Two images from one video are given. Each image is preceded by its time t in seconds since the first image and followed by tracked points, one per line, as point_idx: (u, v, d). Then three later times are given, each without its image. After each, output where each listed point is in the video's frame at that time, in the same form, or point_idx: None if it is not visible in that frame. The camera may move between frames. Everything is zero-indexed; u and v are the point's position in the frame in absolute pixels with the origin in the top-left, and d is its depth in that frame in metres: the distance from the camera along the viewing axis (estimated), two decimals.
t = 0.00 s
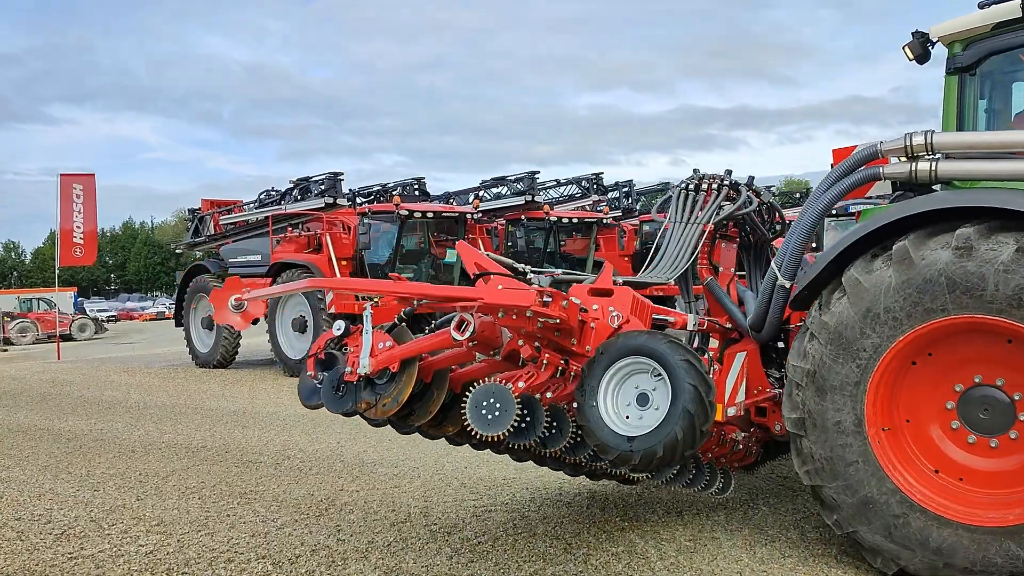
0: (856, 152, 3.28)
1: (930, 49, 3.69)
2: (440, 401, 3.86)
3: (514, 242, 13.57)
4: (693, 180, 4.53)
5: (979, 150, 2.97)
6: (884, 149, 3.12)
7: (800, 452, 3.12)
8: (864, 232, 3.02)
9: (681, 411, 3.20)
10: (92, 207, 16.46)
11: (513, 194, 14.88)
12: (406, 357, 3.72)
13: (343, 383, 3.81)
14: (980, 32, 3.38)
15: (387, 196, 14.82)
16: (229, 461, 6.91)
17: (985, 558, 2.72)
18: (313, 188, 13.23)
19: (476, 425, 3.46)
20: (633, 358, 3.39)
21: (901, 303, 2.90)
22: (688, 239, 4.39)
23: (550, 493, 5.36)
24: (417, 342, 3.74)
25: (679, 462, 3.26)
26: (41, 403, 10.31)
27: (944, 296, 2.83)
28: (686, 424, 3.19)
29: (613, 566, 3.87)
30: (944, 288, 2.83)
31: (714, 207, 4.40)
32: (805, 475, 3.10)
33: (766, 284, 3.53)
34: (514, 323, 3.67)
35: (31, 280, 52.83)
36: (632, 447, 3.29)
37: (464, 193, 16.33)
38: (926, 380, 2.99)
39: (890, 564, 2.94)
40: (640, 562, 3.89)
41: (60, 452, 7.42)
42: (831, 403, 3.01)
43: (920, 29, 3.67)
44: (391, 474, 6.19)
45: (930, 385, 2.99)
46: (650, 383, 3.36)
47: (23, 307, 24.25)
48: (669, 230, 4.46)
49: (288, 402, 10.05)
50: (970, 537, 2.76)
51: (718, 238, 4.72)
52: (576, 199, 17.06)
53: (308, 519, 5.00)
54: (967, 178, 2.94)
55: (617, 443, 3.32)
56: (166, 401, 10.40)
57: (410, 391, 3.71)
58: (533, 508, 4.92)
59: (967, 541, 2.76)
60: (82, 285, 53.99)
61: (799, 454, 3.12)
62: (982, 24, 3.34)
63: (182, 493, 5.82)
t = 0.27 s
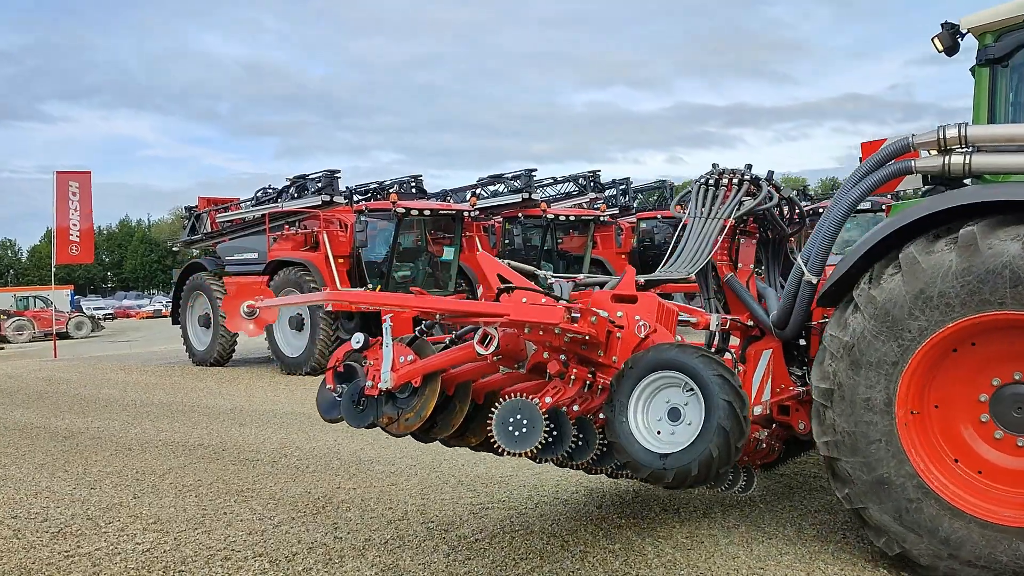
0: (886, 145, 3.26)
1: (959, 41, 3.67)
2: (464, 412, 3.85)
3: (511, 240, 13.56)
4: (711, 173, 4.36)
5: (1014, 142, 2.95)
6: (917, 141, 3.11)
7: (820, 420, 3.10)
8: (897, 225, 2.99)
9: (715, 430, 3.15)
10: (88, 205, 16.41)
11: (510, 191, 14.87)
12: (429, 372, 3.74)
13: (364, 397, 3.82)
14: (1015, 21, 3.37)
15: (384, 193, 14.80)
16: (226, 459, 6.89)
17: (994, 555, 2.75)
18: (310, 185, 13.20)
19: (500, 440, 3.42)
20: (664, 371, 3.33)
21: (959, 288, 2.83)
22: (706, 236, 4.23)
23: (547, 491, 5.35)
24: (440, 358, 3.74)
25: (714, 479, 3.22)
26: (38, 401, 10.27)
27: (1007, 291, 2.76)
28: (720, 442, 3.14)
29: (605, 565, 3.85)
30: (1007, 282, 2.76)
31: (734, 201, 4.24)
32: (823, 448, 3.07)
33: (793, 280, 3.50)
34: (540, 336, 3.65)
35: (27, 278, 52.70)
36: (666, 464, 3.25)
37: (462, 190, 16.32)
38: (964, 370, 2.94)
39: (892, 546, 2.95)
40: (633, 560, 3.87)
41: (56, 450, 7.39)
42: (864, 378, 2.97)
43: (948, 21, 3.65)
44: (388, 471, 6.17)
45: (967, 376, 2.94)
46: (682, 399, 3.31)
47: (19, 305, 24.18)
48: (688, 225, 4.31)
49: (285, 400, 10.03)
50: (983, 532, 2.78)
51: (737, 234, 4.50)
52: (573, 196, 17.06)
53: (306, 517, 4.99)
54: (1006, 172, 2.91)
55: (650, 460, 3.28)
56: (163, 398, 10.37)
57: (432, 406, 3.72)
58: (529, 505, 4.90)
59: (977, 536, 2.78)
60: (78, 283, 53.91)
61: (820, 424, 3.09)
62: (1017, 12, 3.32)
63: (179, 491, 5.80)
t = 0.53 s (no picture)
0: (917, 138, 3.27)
1: (991, 32, 3.76)
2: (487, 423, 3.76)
3: (508, 238, 13.57)
4: (732, 170, 4.51)
5: None
6: (950, 134, 3.11)
7: (848, 388, 3.06)
8: (932, 219, 2.95)
9: (751, 446, 3.01)
10: (84, 203, 16.38)
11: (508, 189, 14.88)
12: (453, 385, 3.66)
13: (387, 410, 3.79)
14: None
15: (381, 190, 14.79)
16: (222, 457, 6.87)
17: (1002, 548, 2.74)
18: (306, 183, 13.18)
19: (529, 455, 3.34)
20: (696, 383, 3.20)
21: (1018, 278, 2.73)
22: (728, 230, 4.35)
23: (544, 488, 5.34)
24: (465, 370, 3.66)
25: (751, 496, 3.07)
26: (33, 399, 10.23)
27: None
28: (756, 459, 3.00)
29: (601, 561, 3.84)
30: None
31: (756, 197, 4.37)
32: (848, 417, 3.05)
33: (819, 277, 3.45)
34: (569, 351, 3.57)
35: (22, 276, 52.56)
36: (700, 481, 3.11)
37: (459, 187, 16.32)
38: (1007, 361, 2.86)
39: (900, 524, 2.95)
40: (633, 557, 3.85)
41: (51, 448, 7.37)
42: (903, 353, 2.92)
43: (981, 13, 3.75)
44: (385, 469, 6.16)
45: (1009, 368, 2.86)
46: (715, 412, 3.18)
47: (15, 303, 24.12)
48: (709, 220, 4.43)
49: (282, 398, 10.00)
50: (993, 524, 2.76)
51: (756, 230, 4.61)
52: (571, 194, 17.07)
53: (303, 515, 4.97)
54: None
55: (683, 475, 3.16)
56: (159, 396, 10.34)
57: (457, 419, 3.65)
58: (527, 502, 4.89)
59: (988, 527, 2.77)
60: (75, 281, 53.83)
61: (849, 391, 3.05)
62: None
63: (175, 489, 5.78)
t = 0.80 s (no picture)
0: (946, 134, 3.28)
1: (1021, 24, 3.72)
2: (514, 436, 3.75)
3: (504, 237, 13.68)
4: (753, 165, 4.58)
5: None
6: (986, 127, 3.13)
7: (885, 357, 3.06)
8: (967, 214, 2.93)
9: (790, 465, 2.94)
10: (81, 203, 16.53)
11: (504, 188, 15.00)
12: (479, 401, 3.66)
13: (410, 425, 3.79)
14: None
15: (378, 190, 14.92)
16: (217, 456, 7.03)
17: (1010, 536, 2.78)
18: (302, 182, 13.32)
19: (557, 474, 3.27)
20: (730, 400, 3.13)
21: None
22: (749, 224, 4.38)
23: (536, 486, 5.50)
24: (491, 386, 3.66)
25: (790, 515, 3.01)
26: (30, 400, 10.37)
27: None
28: (796, 478, 2.93)
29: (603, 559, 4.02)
30: None
31: (777, 191, 4.38)
32: (880, 386, 3.05)
33: (846, 274, 3.45)
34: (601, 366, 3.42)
35: (19, 275, 52.68)
36: (737, 499, 3.04)
37: (455, 187, 16.46)
38: None
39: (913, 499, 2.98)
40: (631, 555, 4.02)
41: (48, 447, 7.53)
42: (948, 331, 2.89)
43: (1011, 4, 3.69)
44: (378, 468, 6.32)
45: None
46: (751, 429, 3.10)
47: (12, 303, 24.29)
48: (730, 215, 4.48)
49: (277, 398, 10.15)
50: (1006, 512, 2.79)
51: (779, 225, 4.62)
52: (566, 193, 17.21)
53: (297, 514, 5.14)
54: None
55: (718, 493, 3.09)
56: (155, 397, 10.49)
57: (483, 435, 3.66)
58: (520, 501, 5.05)
59: (1001, 514, 2.80)
60: (72, 280, 53.98)
61: (886, 361, 3.05)
62: None
63: (170, 488, 5.95)
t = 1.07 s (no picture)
0: (980, 128, 3.21)
1: None
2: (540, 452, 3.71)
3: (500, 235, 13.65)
4: (774, 159, 4.36)
5: None
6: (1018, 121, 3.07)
7: (928, 325, 3.01)
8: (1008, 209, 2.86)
9: (831, 487, 2.84)
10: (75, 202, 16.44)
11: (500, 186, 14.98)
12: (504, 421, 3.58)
13: (434, 443, 3.72)
14: None
15: (374, 188, 14.88)
16: (214, 456, 6.97)
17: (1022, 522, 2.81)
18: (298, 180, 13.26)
19: (593, 500, 3.16)
20: (766, 418, 3.04)
21: None
22: (771, 220, 4.19)
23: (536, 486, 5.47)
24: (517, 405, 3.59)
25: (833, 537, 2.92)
26: (26, 399, 10.30)
27: None
28: (836, 500, 2.83)
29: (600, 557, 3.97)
30: None
31: (801, 187, 4.20)
32: (918, 352, 3.01)
33: (879, 271, 3.38)
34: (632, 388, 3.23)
35: (13, 273, 52.52)
36: (777, 521, 2.95)
37: (451, 185, 16.43)
38: None
39: (926, 468, 2.97)
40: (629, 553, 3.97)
41: (43, 447, 7.47)
42: (1003, 309, 2.81)
43: None
44: (375, 467, 6.27)
45: None
46: (789, 448, 3.02)
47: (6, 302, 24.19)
48: (752, 211, 4.28)
49: (275, 397, 10.10)
50: None
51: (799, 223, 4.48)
52: (563, 191, 17.19)
53: (294, 513, 5.09)
54: None
55: (757, 514, 3.00)
56: (152, 396, 10.43)
57: (510, 455, 3.60)
58: (517, 501, 5.01)
59: (1017, 498, 2.81)
60: (67, 279, 53.84)
61: (931, 327, 2.98)
62: None
63: (167, 487, 5.90)
